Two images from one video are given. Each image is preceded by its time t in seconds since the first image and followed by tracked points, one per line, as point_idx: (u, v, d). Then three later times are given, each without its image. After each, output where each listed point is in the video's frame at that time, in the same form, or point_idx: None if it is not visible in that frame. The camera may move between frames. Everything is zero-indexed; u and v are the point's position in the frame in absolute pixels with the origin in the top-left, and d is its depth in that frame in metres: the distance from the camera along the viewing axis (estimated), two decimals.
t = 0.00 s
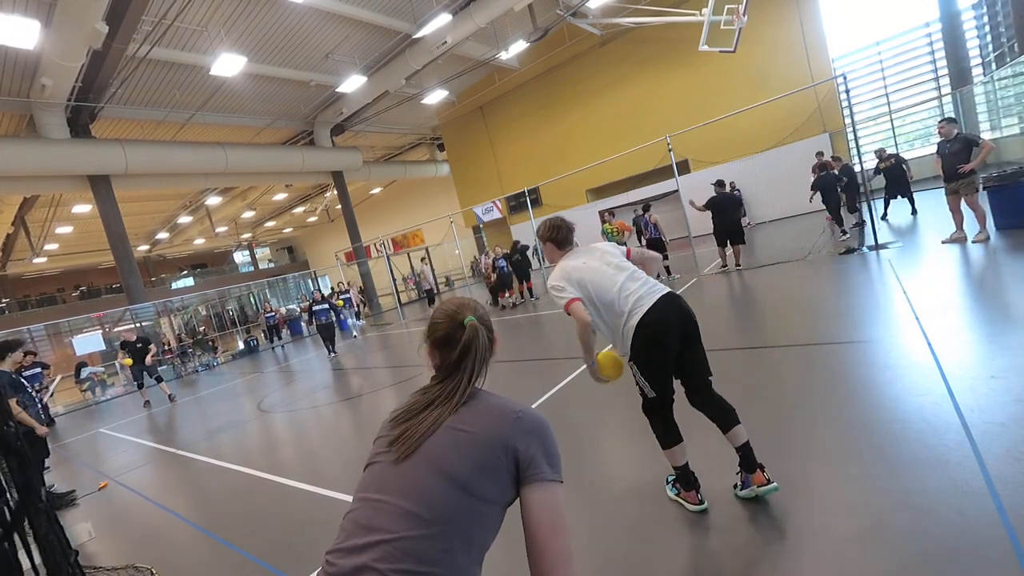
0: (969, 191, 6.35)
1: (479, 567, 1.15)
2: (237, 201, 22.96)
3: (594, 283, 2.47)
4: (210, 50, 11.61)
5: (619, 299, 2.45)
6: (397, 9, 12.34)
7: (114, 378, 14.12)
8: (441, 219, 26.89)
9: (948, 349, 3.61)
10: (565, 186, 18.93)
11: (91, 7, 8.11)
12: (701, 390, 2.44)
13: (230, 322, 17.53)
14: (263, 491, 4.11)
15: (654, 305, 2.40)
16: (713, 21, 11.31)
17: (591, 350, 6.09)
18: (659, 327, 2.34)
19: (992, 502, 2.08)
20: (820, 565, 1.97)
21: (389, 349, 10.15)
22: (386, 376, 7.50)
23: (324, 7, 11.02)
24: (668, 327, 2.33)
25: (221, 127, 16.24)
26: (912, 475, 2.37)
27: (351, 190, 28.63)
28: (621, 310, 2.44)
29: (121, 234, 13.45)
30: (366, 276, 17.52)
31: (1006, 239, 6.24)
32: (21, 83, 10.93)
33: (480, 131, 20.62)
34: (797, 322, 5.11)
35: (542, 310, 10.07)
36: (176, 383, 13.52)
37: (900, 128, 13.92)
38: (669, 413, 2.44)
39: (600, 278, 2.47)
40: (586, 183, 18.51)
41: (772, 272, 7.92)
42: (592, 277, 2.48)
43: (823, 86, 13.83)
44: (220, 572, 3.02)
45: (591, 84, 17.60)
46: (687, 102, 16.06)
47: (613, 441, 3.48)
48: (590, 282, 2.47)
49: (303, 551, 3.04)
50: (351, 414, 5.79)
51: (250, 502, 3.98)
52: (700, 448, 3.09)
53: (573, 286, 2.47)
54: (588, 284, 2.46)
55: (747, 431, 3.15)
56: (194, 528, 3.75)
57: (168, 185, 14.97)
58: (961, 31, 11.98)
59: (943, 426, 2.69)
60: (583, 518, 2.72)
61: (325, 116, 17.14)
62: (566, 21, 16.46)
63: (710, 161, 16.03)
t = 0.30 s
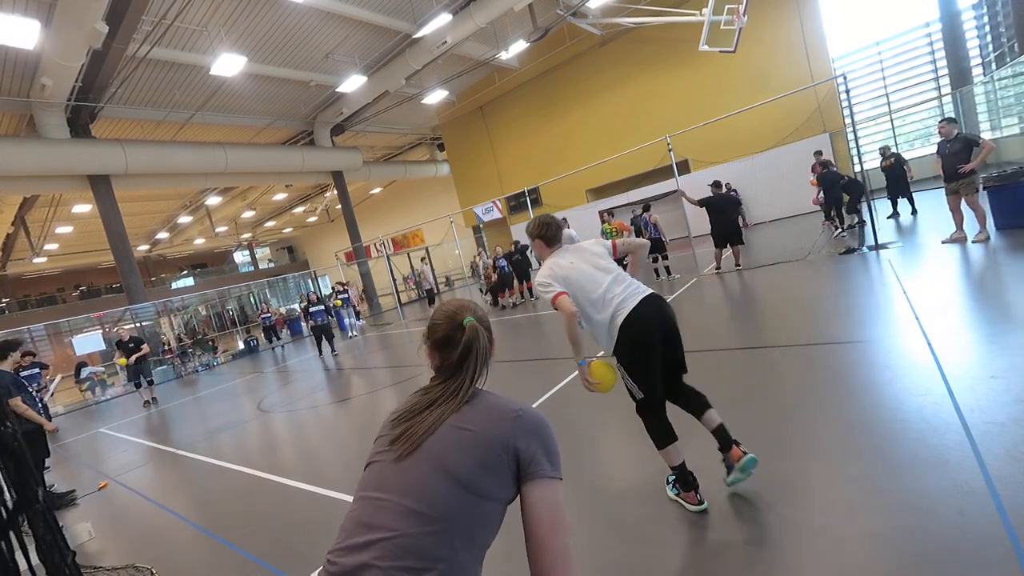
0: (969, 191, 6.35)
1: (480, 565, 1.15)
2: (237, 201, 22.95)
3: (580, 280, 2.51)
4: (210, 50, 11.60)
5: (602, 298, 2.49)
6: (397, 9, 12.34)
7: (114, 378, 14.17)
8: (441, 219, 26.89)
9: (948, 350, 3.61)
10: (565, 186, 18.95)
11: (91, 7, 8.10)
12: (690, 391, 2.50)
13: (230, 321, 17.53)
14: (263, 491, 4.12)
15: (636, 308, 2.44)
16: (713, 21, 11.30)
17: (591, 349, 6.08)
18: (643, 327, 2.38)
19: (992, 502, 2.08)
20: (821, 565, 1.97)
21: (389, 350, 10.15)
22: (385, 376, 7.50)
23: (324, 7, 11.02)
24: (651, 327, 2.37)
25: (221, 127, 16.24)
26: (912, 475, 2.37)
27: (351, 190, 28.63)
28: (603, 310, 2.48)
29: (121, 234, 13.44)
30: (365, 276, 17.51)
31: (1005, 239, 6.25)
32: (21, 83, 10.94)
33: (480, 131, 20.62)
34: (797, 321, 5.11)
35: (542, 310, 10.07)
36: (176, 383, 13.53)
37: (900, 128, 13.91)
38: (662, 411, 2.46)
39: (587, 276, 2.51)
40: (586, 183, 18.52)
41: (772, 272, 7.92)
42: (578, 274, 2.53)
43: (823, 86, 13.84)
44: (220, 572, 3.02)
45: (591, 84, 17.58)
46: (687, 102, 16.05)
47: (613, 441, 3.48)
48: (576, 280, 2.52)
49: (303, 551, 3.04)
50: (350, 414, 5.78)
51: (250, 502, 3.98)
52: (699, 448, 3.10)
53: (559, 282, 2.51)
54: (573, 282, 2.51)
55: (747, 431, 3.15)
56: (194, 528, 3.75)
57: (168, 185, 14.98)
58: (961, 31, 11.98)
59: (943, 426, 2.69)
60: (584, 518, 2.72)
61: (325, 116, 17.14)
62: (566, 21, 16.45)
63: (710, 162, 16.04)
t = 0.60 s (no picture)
0: (969, 191, 6.35)
1: (481, 562, 1.15)
2: (237, 201, 22.95)
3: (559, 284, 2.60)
4: (210, 51, 11.60)
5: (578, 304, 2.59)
6: (397, 9, 12.32)
7: (114, 378, 14.07)
8: (441, 219, 26.89)
9: (947, 350, 3.61)
10: (565, 186, 18.95)
11: (90, 7, 8.10)
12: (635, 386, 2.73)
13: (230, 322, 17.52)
14: (263, 491, 4.11)
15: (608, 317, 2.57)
16: (713, 22, 11.30)
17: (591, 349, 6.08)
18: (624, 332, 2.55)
19: (993, 502, 2.08)
20: (821, 564, 1.98)
21: (390, 350, 10.15)
22: (385, 376, 7.50)
23: (324, 7, 11.02)
24: (633, 328, 2.58)
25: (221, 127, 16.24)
26: (912, 475, 2.37)
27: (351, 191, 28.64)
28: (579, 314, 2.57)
29: (121, 235, 13.44)
30: (366, 276, 17.51)
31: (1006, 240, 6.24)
32: (21, 83, 10.93)
33: (479, 131, 20.63)
34: (796, 322, 5.11)
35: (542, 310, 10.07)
36: (176, 383, 13.51)
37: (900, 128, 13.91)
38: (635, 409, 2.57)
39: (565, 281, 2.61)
40: (586, 183, 18.52)
41: (772, 272, 7.93)
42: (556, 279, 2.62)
43: (823, 86, 13.84)
44: (220, 572, 3.02)
45: (591, 84, 17.59)
46: (687, 102, 16.06)
47: (613, 442, 3.48)
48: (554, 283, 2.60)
49: (303, 552, 3.04)
50: (351, 414, 5.78)
51: (250, 502, 3.98)
52: (699, 448, 3.10)
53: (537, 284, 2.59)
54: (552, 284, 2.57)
55: (746, 431, 3.16)
56: (194, 528, 3.75)
57: (168, 186, 14.98)
58: (961, 31, 11.98)
59: (942, 427, 2.69)
60: (583, 517, 2.72)
61: (325, 116, 17.13)
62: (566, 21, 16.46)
63: (710, 162, 16.04)
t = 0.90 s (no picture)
0: (969, 191, 6.35)
1: (481, 560, 1.14)
2: (237, 201, 22.96)
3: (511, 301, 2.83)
4: (210, 50, 11.60)
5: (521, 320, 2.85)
6: (397, 9, 12.32)
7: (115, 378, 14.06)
8: (441, 219, 26.89)
9: (947, 350, 3.61)
10: (565, 186, 18.95)
11: (90, 7, 8.10)
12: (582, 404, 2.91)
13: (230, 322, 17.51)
14: (263, 491, 4.11)
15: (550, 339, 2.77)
16: (713, 22, 11.30)
17: (592, 350, 6.07)
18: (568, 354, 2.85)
19: (993, 502, 2.08)
20: (822, 564, 1.97)
21: (389, 349, 10.15)
22: (385, 376, 7.50)
23: (325, 7, 11.02)
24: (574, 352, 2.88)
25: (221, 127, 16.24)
26: (913, 475, 2.36)
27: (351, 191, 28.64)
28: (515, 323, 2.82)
29: (121, 235, 13.44)
30: (366, 276, 17.51)
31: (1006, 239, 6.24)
32: (21, 83, 10.93)
33: (479, 131, 20.62)
34: (797, 321, 5.11)
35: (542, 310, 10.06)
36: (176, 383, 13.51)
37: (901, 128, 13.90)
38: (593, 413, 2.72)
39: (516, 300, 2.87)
40: (586, 183, 18.51)
41: (772, 272, 7.92)
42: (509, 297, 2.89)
43: (823, 86, 13.83)
44: (220, 572, 3.02)
45: (590, 84, 17.59)
46: (687, 102, 16.05)
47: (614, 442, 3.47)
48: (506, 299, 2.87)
49: (303, 552, 3.04)
50: (351, 414, 5.78)
51: (250, 502, 3.98)
52: (700, 448, 3.09)
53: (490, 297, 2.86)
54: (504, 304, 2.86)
55: (747, 431, 3.15)
56: (194, 528, 3.75)
57: (168, 185, 14.98)
58: (961, 31, 11.98)
59: (943, 427, 2.69)
60: (585, 516, 2.71)
61: (325, 116, 17.13)
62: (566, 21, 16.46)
63: (710, 162, 16.04)
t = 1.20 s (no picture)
0: (969, 191, 6.35)
1: (483, 557, 1.14)
2: (237, 201, 22.96)
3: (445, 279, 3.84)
4: (210, 50, 11.60)
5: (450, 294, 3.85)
6: (397, 9, 12.33)
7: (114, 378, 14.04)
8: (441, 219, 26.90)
9: (947, 350, 3.61)
10: (565, 186, 18.94)
11: (90, 7, 8.10)
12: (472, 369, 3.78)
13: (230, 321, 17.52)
14: (263, 492, 4.10)
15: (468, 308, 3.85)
16: (713, 22, 11.30)
17: (591, 350, 6.08)
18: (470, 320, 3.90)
19: (993, 502, 2.08)
20: (823, 564, 1.98)
21: (389, 349, 10.15)
22: (385, 376, 7.50)
23: (325, 7, 11.02)
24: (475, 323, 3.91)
25: (221, 127, 16.24)
26: (913, 475, 2.37)
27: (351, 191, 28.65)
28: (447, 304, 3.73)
29: (121, 234, 13.44)
30: (366, 276, 17.51)
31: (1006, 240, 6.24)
32: (21, 83, 10.93)
33: (479, 131, 20.63)
34: (798, 322, 5.10)
35: (542, 310, 10.07)
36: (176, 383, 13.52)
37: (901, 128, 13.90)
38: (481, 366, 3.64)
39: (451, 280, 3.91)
40: (586, 183, 18.51)
41: (772, 272, 7.92)
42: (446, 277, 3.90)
43: (823, 86, 13.83)
44: (220, 572, 3.02)
45: (591, 84, 17.59)
46: (687, 102, 16.06)
47: (614, 441, 3.48)
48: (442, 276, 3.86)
49: (303, 552, 3.04)
50: (351, 414, 5.78)
51: (250, 502, 3.98)
52: (699, 447, 3.10)
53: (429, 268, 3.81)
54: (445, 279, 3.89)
55: (747, 432, 3.15)
56: (194, 528, 3.75)
57: (169, 185, 14.98)
58: (961, 31, 11.98)
59: (943, 426, 2.69)
60: (585, 516, 2.72)
61: (325, 116, 17.14)
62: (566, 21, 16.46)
63: (710, 162, 16.03)
